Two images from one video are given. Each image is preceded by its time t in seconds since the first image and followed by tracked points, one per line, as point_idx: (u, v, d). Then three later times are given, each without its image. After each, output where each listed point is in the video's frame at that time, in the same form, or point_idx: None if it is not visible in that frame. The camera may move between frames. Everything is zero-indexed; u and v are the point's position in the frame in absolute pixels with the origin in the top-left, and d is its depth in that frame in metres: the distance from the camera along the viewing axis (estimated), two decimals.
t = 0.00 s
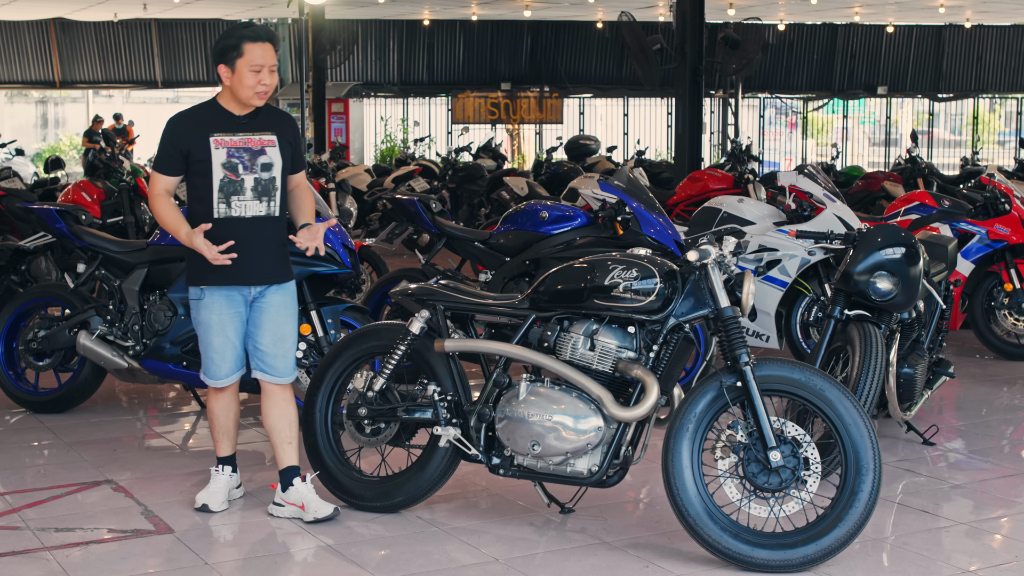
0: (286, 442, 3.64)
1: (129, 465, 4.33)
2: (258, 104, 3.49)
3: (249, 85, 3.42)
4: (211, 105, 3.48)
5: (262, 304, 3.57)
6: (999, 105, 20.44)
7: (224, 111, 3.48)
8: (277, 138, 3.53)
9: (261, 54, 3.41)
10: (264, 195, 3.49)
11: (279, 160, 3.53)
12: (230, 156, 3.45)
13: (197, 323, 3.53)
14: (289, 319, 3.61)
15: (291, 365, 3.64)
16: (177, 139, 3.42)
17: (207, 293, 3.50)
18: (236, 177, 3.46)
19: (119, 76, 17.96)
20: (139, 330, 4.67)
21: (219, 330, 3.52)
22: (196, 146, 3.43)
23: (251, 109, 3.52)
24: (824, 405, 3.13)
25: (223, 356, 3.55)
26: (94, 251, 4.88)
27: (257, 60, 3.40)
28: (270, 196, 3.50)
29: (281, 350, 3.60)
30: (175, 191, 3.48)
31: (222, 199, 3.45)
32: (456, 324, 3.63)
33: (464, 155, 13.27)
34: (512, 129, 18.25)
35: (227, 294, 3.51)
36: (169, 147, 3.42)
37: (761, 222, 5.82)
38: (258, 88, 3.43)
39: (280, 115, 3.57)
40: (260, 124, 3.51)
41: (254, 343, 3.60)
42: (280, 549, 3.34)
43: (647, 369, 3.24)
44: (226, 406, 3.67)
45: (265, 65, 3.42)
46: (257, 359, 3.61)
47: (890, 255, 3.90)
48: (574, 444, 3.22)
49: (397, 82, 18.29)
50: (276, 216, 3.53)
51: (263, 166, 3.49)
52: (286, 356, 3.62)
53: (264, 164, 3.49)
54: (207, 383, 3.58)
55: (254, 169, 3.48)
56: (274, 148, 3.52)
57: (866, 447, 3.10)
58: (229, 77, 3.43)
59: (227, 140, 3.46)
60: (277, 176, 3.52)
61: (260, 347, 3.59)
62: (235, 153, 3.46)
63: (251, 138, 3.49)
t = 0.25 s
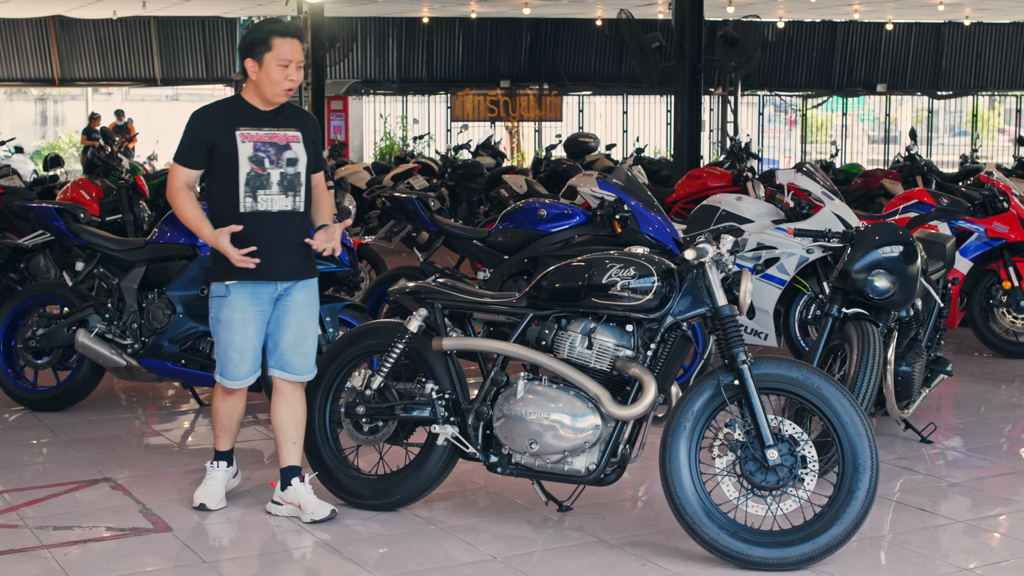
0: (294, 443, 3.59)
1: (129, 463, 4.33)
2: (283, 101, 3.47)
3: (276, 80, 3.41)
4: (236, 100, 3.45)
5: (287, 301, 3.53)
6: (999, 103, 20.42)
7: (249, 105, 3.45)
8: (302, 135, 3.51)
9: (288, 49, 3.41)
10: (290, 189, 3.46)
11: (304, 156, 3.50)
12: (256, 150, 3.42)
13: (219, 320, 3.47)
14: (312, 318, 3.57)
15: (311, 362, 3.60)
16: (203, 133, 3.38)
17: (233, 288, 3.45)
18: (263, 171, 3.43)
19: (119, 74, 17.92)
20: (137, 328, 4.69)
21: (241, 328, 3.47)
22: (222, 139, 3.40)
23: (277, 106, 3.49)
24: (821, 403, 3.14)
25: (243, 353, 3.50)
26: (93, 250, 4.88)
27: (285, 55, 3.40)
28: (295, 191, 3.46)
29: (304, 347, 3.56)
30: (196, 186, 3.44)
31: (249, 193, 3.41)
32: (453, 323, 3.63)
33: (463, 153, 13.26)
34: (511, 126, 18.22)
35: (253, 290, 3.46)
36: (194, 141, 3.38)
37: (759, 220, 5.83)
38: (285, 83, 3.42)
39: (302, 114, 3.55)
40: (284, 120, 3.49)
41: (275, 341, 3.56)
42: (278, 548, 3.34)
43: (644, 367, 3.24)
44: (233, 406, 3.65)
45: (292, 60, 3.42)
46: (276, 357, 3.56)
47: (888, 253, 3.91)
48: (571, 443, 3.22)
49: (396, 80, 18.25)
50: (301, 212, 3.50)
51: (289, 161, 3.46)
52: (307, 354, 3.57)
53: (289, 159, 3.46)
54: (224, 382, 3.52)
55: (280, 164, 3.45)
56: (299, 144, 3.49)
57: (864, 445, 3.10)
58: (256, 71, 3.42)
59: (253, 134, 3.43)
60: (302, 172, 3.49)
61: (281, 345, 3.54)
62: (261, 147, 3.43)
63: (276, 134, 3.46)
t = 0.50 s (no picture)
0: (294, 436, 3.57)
1: (128, 456, 4.34)
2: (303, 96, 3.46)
3: (299, 75, 3.39)
4: (258, 93, 3.43)
5: (305, 294, 3.50)
6: (999, 98, 20.40)
7: (272, 99, 3.43)
8: (320, 131, 3.51)
9: (313, 45, 3.39)
10: (312, 183, 3.47)
11: (324, 151, 3.52)
12: (282, 142, 3.40)
13: (242, 308, 3.39)
14: (325, 314, 3.56)
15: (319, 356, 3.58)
16: (230, 124, 3.34)
17: (258, 278, 3.39)
18: (288, 163, 3.42)
19: (118, 69, 17.88)
20: (136, 322, 4.68)
21: (264, 317, 3.40)
22: (249, 131, 3.36)
23: (295, 101, 3.49)
24: (818, 396, 3.14)
25: (263, 344, 3.41)
26: (91, 243, 4.89)
27: (309, 51, 3.38)
28: (317, 185, 3.48)
29: (316, 341, 3.53)
30: (217, 177, 3.37)
31: (275, 184, 3.39)
32: (452, 316, 3.64)
33: (463, 147, 13.24)
34: (511, 120, 18.20)
35: (277, 280, 3.42)
36: (221, 132, 3.33)
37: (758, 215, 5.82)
38: (309, 79, 3.40)
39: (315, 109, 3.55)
40: (305, 116, 3.49)
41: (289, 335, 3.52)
42: (277, 540, 3.34)
43: (642, 360, 3.24)
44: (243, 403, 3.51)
45: (315, 55, 3.40)
46: (288, 351, 3.52)
47: (885, 247, 3.90)
48: (569, 436, 3.23)
49: (396, 74, 18.19)
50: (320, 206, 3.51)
51: (312, 156, 3.47)
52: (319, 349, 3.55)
53: (312, 154, 3.47)
54: (243, 373, 3.41)
55: (303, 157, 3.45)
56: (318, 140, 3.50)
57: (861, 437, 3.11)
58: (279, 65, 3.39)
59: (278, 127, 3.41)
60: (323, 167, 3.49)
61: (296, 339, 3.51)
62: (286, 140, 3.42)
63: (299, 128, 3.46)
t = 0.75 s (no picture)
0: (286, 429, 3.55)
1: (124, 448, 4.35)
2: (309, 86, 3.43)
3: (306, 66, 3.36)
4: (265, 82, 3.38)
5: (308, 287, 3.50)
6: (998, 91, 20.41)
7: (277, 89, 3.39)
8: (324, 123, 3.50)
9: (321, 36, 3.35)
10: (319, 173, 3.46)
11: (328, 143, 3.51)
12: (293, 132, 3.37)
13: (257, 296, 3.35)
14: (325, 306, 3.55)
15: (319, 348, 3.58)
16: (242, 111, 3.29)
17: (269, 265, 3.36)
18: (298, 152, 3.39)
19: (117, 62, 17.88)
20: (133, 314, 4.69)
21: (279, 303, 3.38)
22: (260, 118, 3.31)
23: (301, 92, 3.46)
24: (812, 386, 3.15)
25: (281, 331, 3.38)
26: (88, 235, 4.89)
27: (317, 42, 3.34)
28: (323, 175, 3.47)
29: (316, 333, 3.53)
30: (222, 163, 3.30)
31: (287, 172, 3.36)
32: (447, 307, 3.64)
33: (462, 140, 13.26)
34: (511, 114, 18.19)
35: (285, 268, 3.39)
36: (233, 118, 3.27)
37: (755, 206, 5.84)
38: (317, 70, 3.37)
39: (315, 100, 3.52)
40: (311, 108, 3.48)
41: (295, 328, 3.50)
42: (271, 531, 3.35)
43: (636, 351, 3.25)
44: (266, 399, 3.40)
45: (323, 46, 3.36)
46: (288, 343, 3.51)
47: (881, 238, 3.91)
48: (564, 426, 3.23)
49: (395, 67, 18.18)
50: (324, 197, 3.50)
51: (319, 146, 3.46)
52: (316, 341, 3.55)
53: (319, 144, 3.46)
54: (263, 360, 3.36)
55: (312, 147, 3.43)
56: (323, 131, 3.49)
57: (854, 427, 3.11)
58: (286, 57, 3.35)
59: (289, 116, 3.38)
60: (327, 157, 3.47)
61: (303, 331, 3.50)
62: (296, 129, 3.39)
63: (307, 119, 3.43)
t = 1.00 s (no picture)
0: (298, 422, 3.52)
1: (121, 439, 4.36)
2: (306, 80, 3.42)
3: (300, 57, 3.35)
4: (261, 75, 3.37)
5: (310, 278, 3.47)
6: (998, 82, 20.43)
7: (274, 81, 3.38)
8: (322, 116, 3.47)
9: (315, 27, 3.34)
10: (319, 164, 3.41)
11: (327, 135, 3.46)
12: (291, 122, 3.35)
13: (268, 286, 3.33)
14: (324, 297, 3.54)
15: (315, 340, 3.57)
16: (237, 102, 3.28)
17: (275, 256, 3.34)
18: (298, 143, 3.35)
19: (116, 53, 17.85)
20: (129, 305, 4.69)
21: (290, 292, 3.36)
22: (257, 109, 3.30)
23: (298, 85, 3.45)
24: (805, 377, 3.16)
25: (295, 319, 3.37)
26: (84, 227, 4.91)
27: (311, 33, 3.33)
28: (324, 166, 3.42)
29: (315, 325, 3.53)
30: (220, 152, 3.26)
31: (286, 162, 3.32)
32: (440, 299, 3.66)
33: (461, 131, 13.26)
34: (510, 105, 18.18)
35: (290, 258, 3.37)
36: (229, 109, 3.26)
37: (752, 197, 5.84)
38: (309, 62, 3.37)
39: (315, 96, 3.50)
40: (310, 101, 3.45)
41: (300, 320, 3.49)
42: (265, 521, 3.37)
43: (630, 342, 3.26)
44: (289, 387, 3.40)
45: (318, 38, 3.35)
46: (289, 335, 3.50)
47: (875, 230, 3.92)
48: (557, 418, 3.24)
49: (394, 58, 18.14)
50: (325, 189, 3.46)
51: (318, 138, 3.41)
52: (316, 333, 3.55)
53: (318, 135, 3.41)
54: (283, 346, 3.35)
55: (311, 139, 3.39)
56: (322, 124, 3.45)
57: (846, 419, 3.12)
58: (281, 48, 3.35)
59: (286, 108, 3.36)
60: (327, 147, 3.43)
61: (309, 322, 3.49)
62: (295, 120, 3.36)
63: (305, 110, 3.40)
